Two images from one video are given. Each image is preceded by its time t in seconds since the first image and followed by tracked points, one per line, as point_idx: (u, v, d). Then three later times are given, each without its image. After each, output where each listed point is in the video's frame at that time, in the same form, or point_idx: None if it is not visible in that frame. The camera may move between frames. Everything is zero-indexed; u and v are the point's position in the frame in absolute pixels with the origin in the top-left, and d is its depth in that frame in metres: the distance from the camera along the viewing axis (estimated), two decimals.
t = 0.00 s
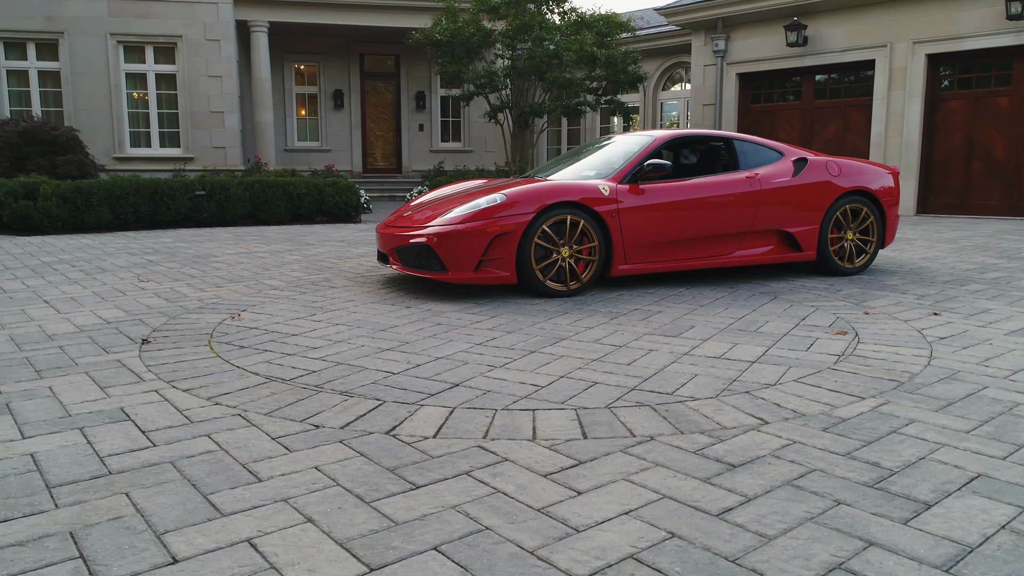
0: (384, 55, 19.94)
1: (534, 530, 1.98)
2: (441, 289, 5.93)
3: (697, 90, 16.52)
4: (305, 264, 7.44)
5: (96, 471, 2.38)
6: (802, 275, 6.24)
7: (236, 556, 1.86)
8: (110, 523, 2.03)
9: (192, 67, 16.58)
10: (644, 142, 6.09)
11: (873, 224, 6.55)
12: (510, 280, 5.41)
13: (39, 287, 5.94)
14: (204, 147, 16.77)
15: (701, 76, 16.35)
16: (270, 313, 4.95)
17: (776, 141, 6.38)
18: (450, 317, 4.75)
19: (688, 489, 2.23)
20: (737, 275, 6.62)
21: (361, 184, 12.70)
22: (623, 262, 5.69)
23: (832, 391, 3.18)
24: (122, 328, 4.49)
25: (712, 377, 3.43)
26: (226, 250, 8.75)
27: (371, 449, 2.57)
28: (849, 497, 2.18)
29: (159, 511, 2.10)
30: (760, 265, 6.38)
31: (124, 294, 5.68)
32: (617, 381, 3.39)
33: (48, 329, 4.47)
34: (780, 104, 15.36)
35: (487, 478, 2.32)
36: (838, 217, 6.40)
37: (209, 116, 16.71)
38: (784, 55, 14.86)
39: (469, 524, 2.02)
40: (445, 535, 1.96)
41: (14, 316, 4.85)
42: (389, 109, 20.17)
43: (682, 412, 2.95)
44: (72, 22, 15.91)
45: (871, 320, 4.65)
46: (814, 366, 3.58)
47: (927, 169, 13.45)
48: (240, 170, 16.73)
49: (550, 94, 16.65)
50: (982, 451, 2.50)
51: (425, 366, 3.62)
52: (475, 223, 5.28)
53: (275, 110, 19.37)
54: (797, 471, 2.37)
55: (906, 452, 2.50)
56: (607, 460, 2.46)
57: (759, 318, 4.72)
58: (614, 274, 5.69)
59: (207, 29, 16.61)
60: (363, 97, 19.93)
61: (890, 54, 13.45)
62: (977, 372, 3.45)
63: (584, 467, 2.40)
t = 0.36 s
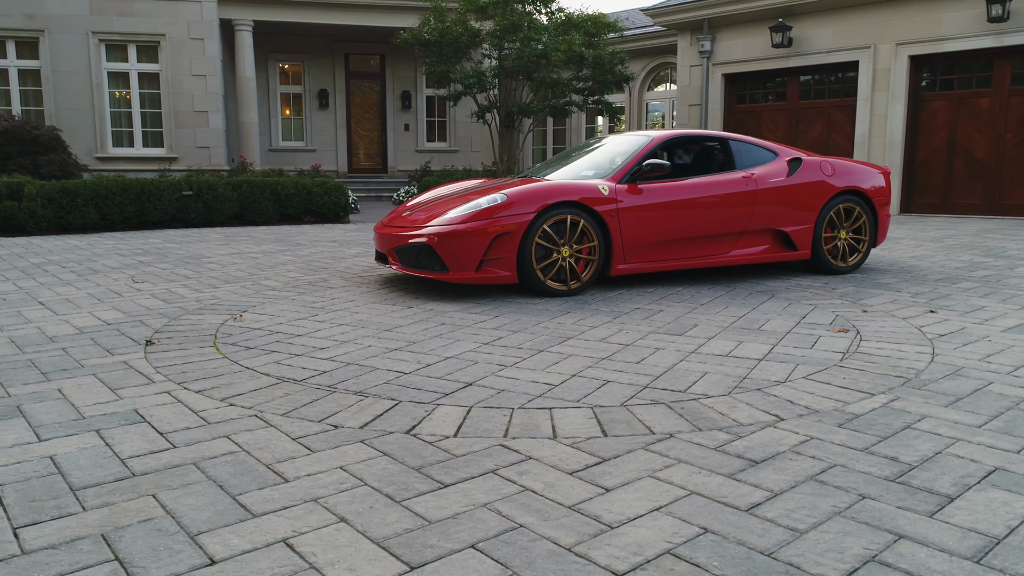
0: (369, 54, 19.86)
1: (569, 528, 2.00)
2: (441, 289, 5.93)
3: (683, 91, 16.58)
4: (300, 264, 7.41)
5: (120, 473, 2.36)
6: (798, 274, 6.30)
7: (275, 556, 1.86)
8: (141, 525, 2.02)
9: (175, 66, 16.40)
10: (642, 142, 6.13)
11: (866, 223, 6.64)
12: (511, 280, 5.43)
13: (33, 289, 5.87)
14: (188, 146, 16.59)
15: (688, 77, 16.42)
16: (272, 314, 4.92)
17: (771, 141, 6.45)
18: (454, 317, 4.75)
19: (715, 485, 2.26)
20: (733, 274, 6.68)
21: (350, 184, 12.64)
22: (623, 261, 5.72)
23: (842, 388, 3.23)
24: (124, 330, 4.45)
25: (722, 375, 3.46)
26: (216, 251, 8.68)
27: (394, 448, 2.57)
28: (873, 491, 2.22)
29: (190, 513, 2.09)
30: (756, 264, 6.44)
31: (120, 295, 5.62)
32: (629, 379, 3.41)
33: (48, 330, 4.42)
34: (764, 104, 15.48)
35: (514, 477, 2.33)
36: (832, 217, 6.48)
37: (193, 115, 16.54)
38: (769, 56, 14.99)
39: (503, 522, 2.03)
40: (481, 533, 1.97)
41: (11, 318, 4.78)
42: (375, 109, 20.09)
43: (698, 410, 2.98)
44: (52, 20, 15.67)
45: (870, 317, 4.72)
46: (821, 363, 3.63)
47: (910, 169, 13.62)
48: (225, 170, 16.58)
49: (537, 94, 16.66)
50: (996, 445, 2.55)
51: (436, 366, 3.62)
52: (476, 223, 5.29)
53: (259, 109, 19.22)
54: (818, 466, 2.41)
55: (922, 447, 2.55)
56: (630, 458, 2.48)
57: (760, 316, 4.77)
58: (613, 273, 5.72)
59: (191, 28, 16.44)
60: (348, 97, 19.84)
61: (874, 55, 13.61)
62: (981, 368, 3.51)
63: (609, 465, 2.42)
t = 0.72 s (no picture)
0: (354, 53, 19.75)
1: (607, 523, 2.02)
2: (441, 289, 5.93)
3: (670, 91, 16.67)
4: (295, 264, 7.37)
5: (148, 474, 2.34)
6: (794, 273, 6.37)
7: (318, 556, 1.86)
8: (178, 526, 2.01)
9: (158, 65, 16.21)
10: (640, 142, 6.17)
11: (859, 222, 6.73)
12: (514, 279, 5.44)
13: (28, 290, 5.79)
14: (172, 146, 16.41)
15: (674, 78, 16.49)
16: (276, 314, 4.90)
17: (767, 141, 6.51)
18: (460, 316, 4.75)
19: (743, 481, 2.29)
20: (729, 272, 6.74)
21: (339, 184, 12.57)
22: (623, 261, 5.76)
23: (853, 384, 3.28)
24: (128, 331, 4.40)
25: (734, 373, 3.50)
26: (208, 252, 8.61)
27: (420, 448, 2.57)
28: (899, 485, 2.26)
29: (225, 513, 2.09)
30: (752, 262, 6.50)
31: (118, 296, 5.56)
32: (643, 377, 3.43)
33: (51, 332, 4.37)
34: (750, 105, 15.60)
35: (544, 475, 2.34)
36: (826, 216, 6.56)
37: (177, 115, 16.36)
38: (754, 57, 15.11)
39: (540, 519, 2.04)
40: (520, 530, 1.98)
41: (10, 320, 4.72)
42: (360, 109, 20.01)
43: (716, 407, 3.01)
44: (32, 17, 15.42)
45: (871, 315, 4.78)
46: (829, 360, 3.68)
47: (893, 169, 13.79)
48: (210, 170, 16.40)
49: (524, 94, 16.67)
50: (1011, 439, 2.61)
51: (449, 366, 3.63)
52: (479, 223, 5.30)
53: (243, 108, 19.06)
54: (842, 461, 2.45)
55: (940, 441, 2.60)
56: (656, 454, 2.50)
57: (762, 315, 4.82)
58: (614, 272, 5.75)
59: (174, 26, 16.26)
60: (333, 96, 19.74)
61: (858, 56, 13.77)
62: (985, 364, 3.57)
63: (637, 462, 2.44)
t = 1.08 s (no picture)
0: (340, 52, 19.65)
1: (644, 518, 2.04)
2: (442, 288, 5.93)
3: (656, 92, 16.74)
4: (291, 265, 7.33)
5: (177, 475, 2.33)
6: (790, 272, 6.44)
7: (362, 554, 1.86)
8: (217, 526, 2.01)
9: (141, 64, 16.01)
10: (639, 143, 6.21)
11: (852, 221, 6.82)
12: (516, 279, 5.46)
13: (23, 292, 5.72)
14: (156, 146, 16.22)
15: (661, 78, 16.56)
16: (280, 314, 4.89)
17: (763, 141, 6.58)
18: (466, 316, 4.77)
19: (771, 475, 2.33)
20: (725, 271, 6.79)
21: (328, 184, 12.52)
22: (624, 260, 5.79)
23: (864, 380, 3.33)
24: (132, 332, 4.36)
25: (745, 370, 3.54)
26: (200, 252, 8.53)
27: (446, 446, 2.58)
28: (923, 478, 2.30)
29: (262, 513, 2.08)
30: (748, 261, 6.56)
31: (116, 297, 5.51)
32: (657, 375, 3.46)
33: (54, 334, 4.32)
34: (735, 105, 15.71)
35: (574, 472, 2.36)
36: (821, 216, 6.64)
37: (160, 114, 16.17)
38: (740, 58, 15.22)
39: (578, 515, 2.06)
40: (559, 526, 2.00)
41: (9, 322, 4.65)
42: (346, 109, 19.91)
43: (733, 404, 3.05)
44: (13, 15, 15.18)
45: (871, 313, 4.85)
46: (837, 357, 3.74)
47: (878, 168, 13.95)
48: (195, 170, 16.23)
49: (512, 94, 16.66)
50: None
51: (462, 365, 3.63)
52: (482, 223, 5.31)
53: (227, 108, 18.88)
54: (864, 455, 2.49)
55: (956, 435, 2.66)
56: (681, 451, 2.53)
57: (765, 313, 4.87)
58: (614, 271, 5.78)
59: (158, 24, 16.05)
60: (319, 96, 19.63)
61: (843, 57, 13.92)
62: (989, 360, 3.65)
63: (664, 458, 2.47)
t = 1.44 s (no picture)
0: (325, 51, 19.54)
1: (681, 513, 2.07)
2: (443, 288, 5.94)
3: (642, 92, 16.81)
4: (286, 265, 7.29)
5: (207, 476, 2.32)
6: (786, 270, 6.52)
7: (406, 551, 1.87)
8: (256, 526, 2.00)
9: (123, 63, 15.79)
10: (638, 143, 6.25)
11: (845, 220, 6.92)
12: (518, 278, 5.48)
13: (17, 293, 5.65)
14: (139, 146, 16.03)
15: (647, 79, 16.62)
16: (283, 314, 4.87)
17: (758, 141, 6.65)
18: (471, 316, 4.78)
19: (798, 470, 2.36)
20: (721, 270, 6.85)
21: (317, 183, 12.46)
22: (624, 259, 5.83)
23: (874, 377, 3.39)
24: (136, 333, 4.32)
25: (756, 367, 3.58)
26: (192, 253, 8.46)
27: (472, 444, 2.60)
28: (945, 471, 2.35)
29: (299, 512, 2.08)
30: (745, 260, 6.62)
31: (114, 298, 5.45)
32: (670, 373, 3.50)
33: (57, 335, 4.27)
34: (720, 105, 15.83)
35: (604, 468, 2.39)
36: (815, 214, 6.73)
37: (143, 113, 15.97)
38: (725, 59, 15.33)
39: (614, 510, 2.09)
40: (599, 522, 2.02)
41: (9, 323, 4.60)
42: (330, 108, 19.82)
43: (749, 400, 3.09)
44: None
45: (870, 310, 4.92)
46: (844, 354, 3.79)
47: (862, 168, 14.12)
48: (178, 170, 16.05)
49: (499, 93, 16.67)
50: None
51: (476, 364, 3.64)
52: (485, 222, 5.32)
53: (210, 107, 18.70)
54: (885, 449, 2.54)
55: (972, 429, 2.71)
56: (706, 447, 2.57)
57: (767, 311, 4.93)
58: (614, 270, 5.82)
59: (140, 23, 15.83)
60: (303, 95, 19.52)
61: (827, 58, 14.08)
62: (992, 356, 3.72)
63: (691, 454, 2.50)
